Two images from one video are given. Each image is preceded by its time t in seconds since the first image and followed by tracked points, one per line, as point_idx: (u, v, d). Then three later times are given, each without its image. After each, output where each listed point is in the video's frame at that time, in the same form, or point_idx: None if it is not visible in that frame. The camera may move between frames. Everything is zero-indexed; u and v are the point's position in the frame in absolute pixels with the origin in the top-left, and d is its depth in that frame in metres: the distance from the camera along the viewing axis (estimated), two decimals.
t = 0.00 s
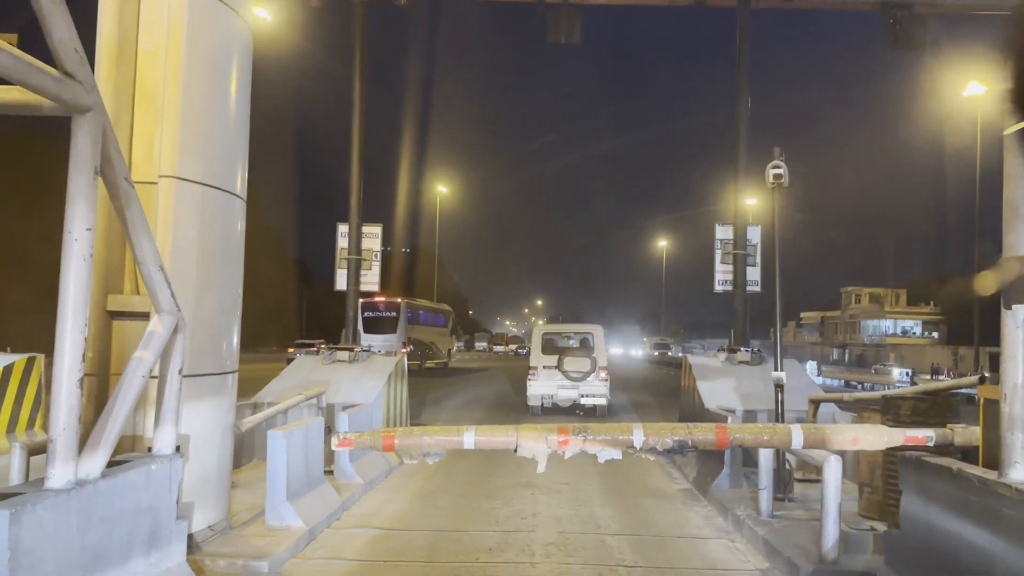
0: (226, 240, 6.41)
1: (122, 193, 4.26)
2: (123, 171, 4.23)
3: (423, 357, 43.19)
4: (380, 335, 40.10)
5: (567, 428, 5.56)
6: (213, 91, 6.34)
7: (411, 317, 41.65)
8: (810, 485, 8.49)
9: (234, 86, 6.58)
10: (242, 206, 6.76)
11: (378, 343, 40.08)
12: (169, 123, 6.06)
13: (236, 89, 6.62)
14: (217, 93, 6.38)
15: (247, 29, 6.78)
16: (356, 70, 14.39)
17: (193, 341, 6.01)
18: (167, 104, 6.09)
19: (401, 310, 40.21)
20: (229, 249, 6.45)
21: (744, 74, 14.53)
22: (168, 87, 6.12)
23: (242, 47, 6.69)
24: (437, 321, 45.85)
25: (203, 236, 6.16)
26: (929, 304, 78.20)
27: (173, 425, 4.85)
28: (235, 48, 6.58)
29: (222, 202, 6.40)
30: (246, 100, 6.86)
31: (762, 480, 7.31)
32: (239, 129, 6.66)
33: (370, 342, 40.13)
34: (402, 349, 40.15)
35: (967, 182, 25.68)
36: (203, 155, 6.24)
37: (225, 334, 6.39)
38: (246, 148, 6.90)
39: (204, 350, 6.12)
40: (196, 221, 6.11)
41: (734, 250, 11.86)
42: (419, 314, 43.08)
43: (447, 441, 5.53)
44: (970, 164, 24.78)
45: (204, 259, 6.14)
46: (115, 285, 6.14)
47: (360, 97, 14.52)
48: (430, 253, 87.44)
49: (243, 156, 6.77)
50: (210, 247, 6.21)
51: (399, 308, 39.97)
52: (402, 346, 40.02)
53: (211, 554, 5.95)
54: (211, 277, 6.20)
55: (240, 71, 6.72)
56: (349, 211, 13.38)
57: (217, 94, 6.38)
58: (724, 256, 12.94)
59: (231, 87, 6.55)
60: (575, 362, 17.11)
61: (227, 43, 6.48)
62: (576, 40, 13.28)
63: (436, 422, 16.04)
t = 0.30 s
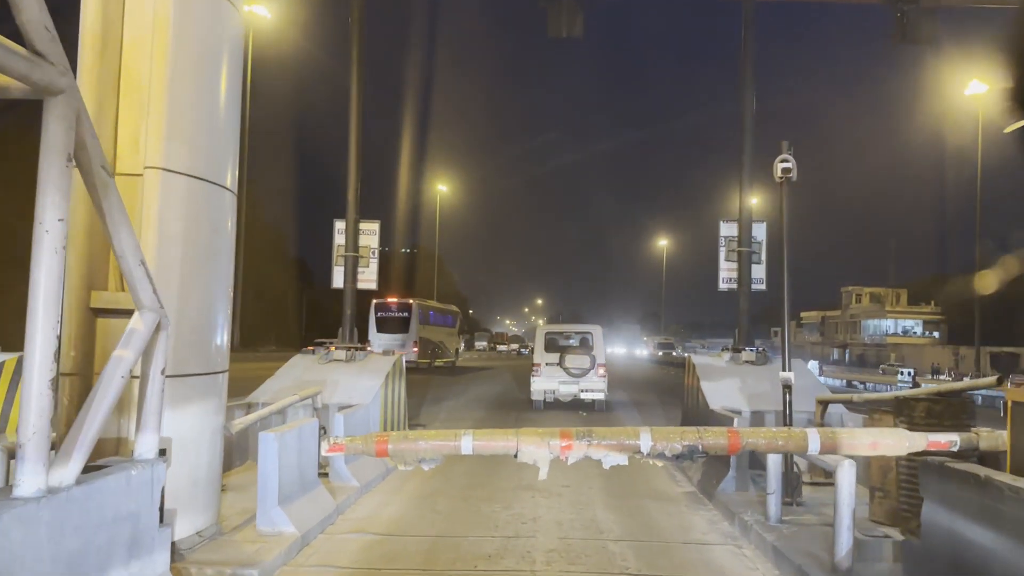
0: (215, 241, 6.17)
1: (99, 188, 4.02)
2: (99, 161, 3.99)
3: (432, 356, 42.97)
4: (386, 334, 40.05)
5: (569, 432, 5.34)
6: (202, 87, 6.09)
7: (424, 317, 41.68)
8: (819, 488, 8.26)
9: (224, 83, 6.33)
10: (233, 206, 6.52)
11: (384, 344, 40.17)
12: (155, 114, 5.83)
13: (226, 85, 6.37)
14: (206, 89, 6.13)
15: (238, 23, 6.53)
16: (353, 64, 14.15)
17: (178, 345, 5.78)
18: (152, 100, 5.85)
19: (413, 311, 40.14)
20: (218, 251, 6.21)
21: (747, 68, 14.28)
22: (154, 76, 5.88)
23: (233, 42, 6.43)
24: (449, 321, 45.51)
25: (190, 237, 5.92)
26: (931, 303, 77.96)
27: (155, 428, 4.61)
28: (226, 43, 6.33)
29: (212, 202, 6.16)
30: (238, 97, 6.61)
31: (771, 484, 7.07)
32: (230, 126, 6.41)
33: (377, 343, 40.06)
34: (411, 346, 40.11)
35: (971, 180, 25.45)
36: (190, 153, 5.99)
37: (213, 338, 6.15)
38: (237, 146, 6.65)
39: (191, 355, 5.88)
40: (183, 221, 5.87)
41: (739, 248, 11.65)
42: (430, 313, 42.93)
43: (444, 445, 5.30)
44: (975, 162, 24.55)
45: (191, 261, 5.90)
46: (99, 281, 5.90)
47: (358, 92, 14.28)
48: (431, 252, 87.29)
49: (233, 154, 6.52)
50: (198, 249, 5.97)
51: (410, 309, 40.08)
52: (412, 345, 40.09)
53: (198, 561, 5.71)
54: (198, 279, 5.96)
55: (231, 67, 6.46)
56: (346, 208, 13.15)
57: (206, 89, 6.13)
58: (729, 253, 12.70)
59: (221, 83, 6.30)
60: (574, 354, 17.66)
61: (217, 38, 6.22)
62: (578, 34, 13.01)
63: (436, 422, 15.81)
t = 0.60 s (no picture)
0: (204, 246, 5.95)
1: (74, 178, 3.81)
2: (74, 149, 3.78)
3: (441, 357, 42.87)
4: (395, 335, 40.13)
5: (572, 437, 5.16)
6: (189, 87, 5.87)
7: (433, 318, 41.62)
8: (827, 492, 8.05)
9: (213, 84, 6.11)
10: (222, 211, 6.31)
11: (390, 343, 40.19)
12: (141, 105, 5.62)
13: (215, 87, 6.15)
14: (195, 88, 5.91)
15: (227, 24, 6.31)
16: (350, 61, 13.93)
17: (164, 352, 5.56)
18: (137, 101, 5.64)
19: (422, 312, 40.09)
20: (207, 256, 6.00)
21: (750, 64, 14.05)
22: (140, 66, 5.67)
23: (222, 43, 6.22)
24: (454, 322, 45.35)
25: (177, 240, 5.70)
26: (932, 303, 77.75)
27: (138, 431, 4.39)
28: (214, 44, 6.11)
29: (201, 206, 5.94)
30: (227, 99, 6.39)
31: (778, 489, 6.86)
32: (218, 129, 6.20)
33: (385, 343, 40.11)
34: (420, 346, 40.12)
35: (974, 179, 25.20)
36: (178, 151, 5.78)
37: (202, 345, 5.95)
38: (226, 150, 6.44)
39: (177, 363, 5.67)
40: (170, 224, 5.66)
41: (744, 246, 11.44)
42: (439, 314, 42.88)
43: (439, 451, 5.09)
44: (977, 161, 24.33)
45: (178, 265, 5.70)
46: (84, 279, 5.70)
47: (354, 89, 14.08)
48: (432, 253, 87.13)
49: (222, 158, 6.30)
50: (185, 248, 5.76)
51: (419, 310, 40.14)
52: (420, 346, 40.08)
53: (185, 569, 5.48)
54: (186, 285, 5.75)
55: (220, 68, 6.25)
56: (343, 206, 12.94)
57: (194, 90, 5.91)
58: (732, 253, 12.48)
59: (210, 84, 6.08)
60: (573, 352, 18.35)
61: (205, 38, 6.00)
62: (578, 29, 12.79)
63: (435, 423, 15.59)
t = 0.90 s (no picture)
0: (193, 246, 5.76)
1: (50, 168, 3.62)
2: (49, 139, 3.60)
3: (449, 356, 42.86)
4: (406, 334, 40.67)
5: (572, 441, 4.97)
6: (178, 84, 5.67)
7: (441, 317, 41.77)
8: (833, 495, 7.87)
9: (203, 81, 5.91)
10: (213, 212, 6.12)
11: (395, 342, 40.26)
12: (128, 94, 5.44)
13: (206, 84, 5.95)
14: (185, 77, 5.72)
15: (218, 20, 6.11)
16: (347, 56, 13.73)
17: (150, 355, 5.39)
18: (123, 97, 5.45)
19: (431, 312, 40.09)
20: (197, 257, 5.82)
21: (752, 59, 13.85)
22: (125, 54, 5.48)
23: (213, 39, 6.01)
24: (460, 321, 45.26)
25: (165, 240, 5.52)
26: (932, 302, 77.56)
27: (120, 433, 4.20)
28: (205, 40, 5.90)
29: (190, 201, 5.75)
30: (218, 97, 6.18)
31: (784, 492, 6.68)
32: (209, 127, 6.00)
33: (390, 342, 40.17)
34: (431, 344, 40.94)
35: (976, 177, 25.01)
36: (166, 142, 5.59)
37: (191, 348, 5.76)
38: (217, 149, 6.24)
39: (163, 362, 5.49)
40: (157, 224, 5.47)
41: (746, 244, 11.29)
42: (447, 314, 42.86)
43: (434, 455, 4.91)
44: (979, 159, 24.14)
45: (166, 265, 5.51)
46: (69, 274, 5.52)
47: (351, 84, 13.89)
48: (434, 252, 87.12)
49: (213, 157, 6.11)
50: (173, 244, 5.57)
51: (429, 310, 40.53)
52: (430, 344, 40.78)
53: (173, 574, 5.29)
54: (173, 286, 5.57)
55: (211, 65, 6.04)
56: (339, 203, 12.76)
57: (184, 87, 5.71)
58: (734, 251, 12.30)
59: (201, 81, 5.87)
60: (571, 350, 19.50)
61: (195, 33, 5.80)
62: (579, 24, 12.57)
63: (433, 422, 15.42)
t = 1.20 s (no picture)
0: (184, 246, 5.62)
1: (29, 158, 3.48)
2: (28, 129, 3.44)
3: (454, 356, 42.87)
4: (417, 335, 41.44)
5: (574, 444, 4.83)
6: (169, 81, 5.51)
7: (449, 318, 41.89)
8: (839, 497, 7.73)
9: (195, 78, 5.75)
10: (206, 211, 5.97)
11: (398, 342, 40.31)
12: (117, 85, 5.29)
13: (198, 81, 5.80)
14: (176, 70, 5.56)
15: (211, 16, 5.95)
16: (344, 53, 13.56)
17: (138, 357, 5.24)
18: (111, 94, 5.29)
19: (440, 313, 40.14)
20: (188, 257, 5.67)
21: (754, 55, 13.69)
22: (113, 45, 5.32)
23: (205, 36, 5.86)
24: (465, 321, 45.20)
25: (154, 240, 5.37)
26: (932, 302, 77.48)
27: (106, 436, 4.04)
28: (197, 36, 5.75)
29: (181, 196, 5.60)
30: (211, 95, 6.03)
31: (789, 495, 6.55)
32: (201, 125, 5.84)
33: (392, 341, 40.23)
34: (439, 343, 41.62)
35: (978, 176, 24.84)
36: (155, 135, 5.43)
37: (181, 350, 5.61)
38: (210, 149, 6.09)
39: (153, 362, 5.34)
40: (146, 223, 5.33)
41: (749, 242, 11.16)
42: (456, 316, 42.90)
43: (431, 459, 4.77)
44: (980, 158, 24.02)
45: (155, 265, 5.36)
46: (55, 271, 5.37)
47: (348, 81, 13.73)
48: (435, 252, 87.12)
49: (205, 157, 5.95)
50: (162, 240, 5.42)
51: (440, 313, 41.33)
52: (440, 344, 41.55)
53: None
54: (163, 286, 5.41)
55: (203, 62, 5.89)
56: (336, 200, 12.61)
57: (174, 84, 5.55)
58: (737, 249, 12.15)
59: (192, 79, 5.72)
60: (570, 350, 20.94)
61: (187, 29, 5.64)
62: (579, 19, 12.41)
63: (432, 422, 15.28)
